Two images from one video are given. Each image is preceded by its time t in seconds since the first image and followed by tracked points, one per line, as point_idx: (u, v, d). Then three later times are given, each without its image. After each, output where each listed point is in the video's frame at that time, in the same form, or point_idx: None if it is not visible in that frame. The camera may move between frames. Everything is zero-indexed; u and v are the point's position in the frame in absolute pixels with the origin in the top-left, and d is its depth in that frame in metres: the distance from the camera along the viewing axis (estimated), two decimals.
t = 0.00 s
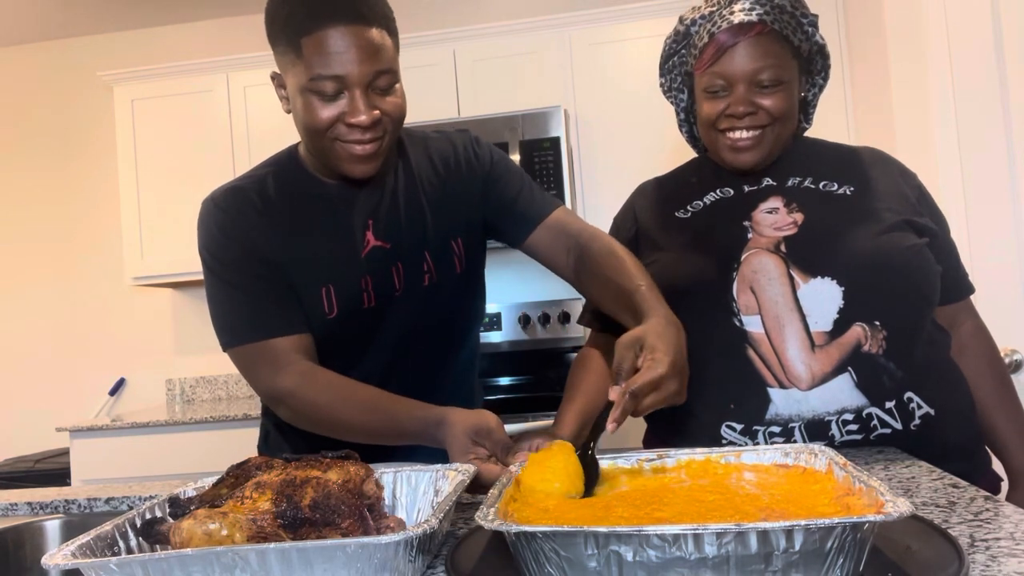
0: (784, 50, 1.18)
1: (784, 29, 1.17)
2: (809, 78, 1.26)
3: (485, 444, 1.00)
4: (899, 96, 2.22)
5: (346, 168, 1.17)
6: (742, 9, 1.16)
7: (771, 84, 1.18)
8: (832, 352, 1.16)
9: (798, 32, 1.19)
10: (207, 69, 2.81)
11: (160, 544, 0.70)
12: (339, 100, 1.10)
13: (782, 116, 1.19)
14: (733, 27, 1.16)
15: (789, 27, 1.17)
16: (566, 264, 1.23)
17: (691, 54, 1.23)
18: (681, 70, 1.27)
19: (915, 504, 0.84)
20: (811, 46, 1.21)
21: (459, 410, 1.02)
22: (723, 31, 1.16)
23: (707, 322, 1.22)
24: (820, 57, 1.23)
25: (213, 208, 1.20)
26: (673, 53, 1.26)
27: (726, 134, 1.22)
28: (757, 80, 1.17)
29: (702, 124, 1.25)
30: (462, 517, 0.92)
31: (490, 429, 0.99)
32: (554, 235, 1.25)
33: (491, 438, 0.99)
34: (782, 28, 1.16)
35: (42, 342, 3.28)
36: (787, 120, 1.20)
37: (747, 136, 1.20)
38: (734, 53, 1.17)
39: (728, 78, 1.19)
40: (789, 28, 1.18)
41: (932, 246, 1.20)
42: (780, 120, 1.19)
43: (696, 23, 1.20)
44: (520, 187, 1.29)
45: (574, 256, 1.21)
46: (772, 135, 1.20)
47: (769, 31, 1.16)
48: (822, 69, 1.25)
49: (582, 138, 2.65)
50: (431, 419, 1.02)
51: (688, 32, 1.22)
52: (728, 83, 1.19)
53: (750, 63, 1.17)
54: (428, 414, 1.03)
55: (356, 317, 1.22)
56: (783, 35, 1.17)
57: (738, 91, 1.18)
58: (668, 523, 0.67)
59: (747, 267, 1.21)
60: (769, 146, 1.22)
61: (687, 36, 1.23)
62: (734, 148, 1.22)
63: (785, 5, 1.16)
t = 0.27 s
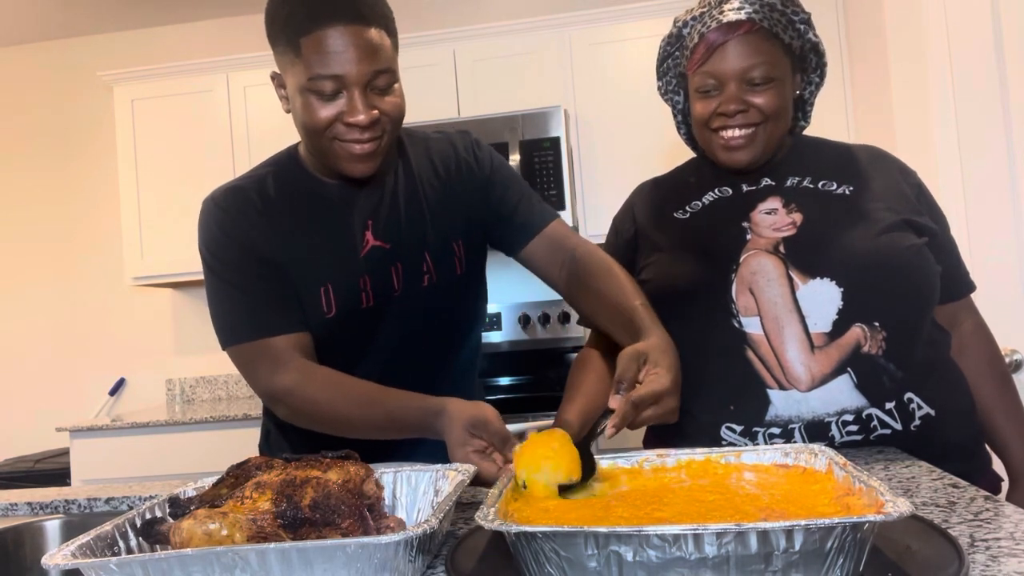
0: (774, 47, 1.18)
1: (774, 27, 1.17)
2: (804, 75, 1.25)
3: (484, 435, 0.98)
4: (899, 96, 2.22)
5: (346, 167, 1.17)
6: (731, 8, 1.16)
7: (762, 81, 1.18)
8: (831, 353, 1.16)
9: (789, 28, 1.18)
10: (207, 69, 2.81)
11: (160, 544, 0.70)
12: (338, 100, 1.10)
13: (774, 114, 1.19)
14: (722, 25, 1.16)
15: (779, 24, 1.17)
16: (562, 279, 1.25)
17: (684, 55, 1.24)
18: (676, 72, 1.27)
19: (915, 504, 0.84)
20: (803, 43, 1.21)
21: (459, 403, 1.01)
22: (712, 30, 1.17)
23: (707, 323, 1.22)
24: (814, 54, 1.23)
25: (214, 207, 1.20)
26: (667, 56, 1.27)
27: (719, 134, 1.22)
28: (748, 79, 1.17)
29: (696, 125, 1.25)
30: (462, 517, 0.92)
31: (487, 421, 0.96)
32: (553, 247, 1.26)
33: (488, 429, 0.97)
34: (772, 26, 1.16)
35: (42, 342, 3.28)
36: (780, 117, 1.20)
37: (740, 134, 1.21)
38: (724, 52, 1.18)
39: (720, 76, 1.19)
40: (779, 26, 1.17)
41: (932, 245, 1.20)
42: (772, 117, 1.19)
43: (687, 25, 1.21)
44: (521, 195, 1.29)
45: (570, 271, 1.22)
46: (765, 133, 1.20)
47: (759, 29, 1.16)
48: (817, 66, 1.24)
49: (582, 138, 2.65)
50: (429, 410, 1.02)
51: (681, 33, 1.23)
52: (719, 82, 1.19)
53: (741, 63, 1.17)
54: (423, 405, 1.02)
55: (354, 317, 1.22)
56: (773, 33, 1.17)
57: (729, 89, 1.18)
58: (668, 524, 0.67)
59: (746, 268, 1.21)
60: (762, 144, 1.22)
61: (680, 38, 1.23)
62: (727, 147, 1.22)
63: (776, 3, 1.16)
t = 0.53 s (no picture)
0: (769, 47, 1.19)
1: (769, 27, 1.17)
2: (801, 74, 1.26)
3: (480, 401, 0.98)
4: (899, 96, 2.22)
5: (343, 166, 1.17)
6: (726, 10, 1.17)
7: (758, 81, 1.18)
8: (830, 351, 1.16)
9: (784, 29, 1.19)
10: (207, 69, 2.81)
11: (160, 545, 0.70)
12: (336, 97, 1.10)
13: (771, 113, 1.19)
14: (717, 27, 1.16)
15: (774, 25, 1.17)
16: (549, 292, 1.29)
17: (680, 57, 1.24)
18: (673, 74, 1.28)
19: (915, 505, 0.84)
20: (798, 43, 1.21)
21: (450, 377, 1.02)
22: (708, 32, 1.17)
23: (706, 321, 1.22)
24: (810, 54, 1.23)
25: (211, 199, 1.20)
26: (664, 58, 1.27)
27: (717, 135, 1.22)
28: (744, 79, 1.18)
29: (694, 126, 1.26)
30: (462, 517, 0.92)
31: (481, 385, 0.98)
32: (542, 257, 1.28)
33: (484, 392, 0.98)
34: (767, 27, 1.17)
35: (42, 342, 3.27)
36: (776, 117, 1.20)
37: (738, 135, 1.20)
38: (720, 53, 1.18)
39: (716, 77, 1.19)
40: (774, 27, 1.18)
41: (929, 244, 1.21)
42: (769, 117, 1.20)
43: (683, 27, 1.21)
44: (518, 203, 1.31)
45: (560, 282, 1.27)
46: (762, 133, 1.21)
47: (754, 29, 1.17)
48: (813, 65, 1.25)
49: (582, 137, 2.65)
50: (421, 386, 1.02)
51: (677, 35, 1.23)
52: (715, 83, 1.20)
53: (737, 63, 1.18)
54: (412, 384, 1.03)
55: (347, 316, 1.22)
56: (769, 34, 1.17)
57: (725, 90, 1.19)
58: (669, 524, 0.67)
59: (745, 266, 1.21)
60: (759, 145, 1.22)
61: (676, 41, 1.24)
62: (725, 147, 1.22)
63: (772, 4, 1.16)
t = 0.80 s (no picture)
0: (765, 50, 1.20)
1: (765, 31, 1.18)
2: (796, 79, 1.27)
3: (469, 372, 0.98)
4: (898, 96, 2.22)
5: (333, 161, 1.16)
6: (723, 13, 1.18)
7: (755, 84, 1.20)
8: (828, 345, 1.16)
9: (780, 33, 1.20)
10: (208, 69, 2.81)
11: (160, 545, 0.70)
12: (326, 91, 1.10)
13: (768, 116, 1.20)
14: (715, 31, 1.18)
15: (771, 28, 1.19)
16: (538, 289, 1.29)
17: (678, 62, 1.25)
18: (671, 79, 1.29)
19: (915, 504, 0.84)
20: (794, 47, 1.23)
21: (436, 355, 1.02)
22: (705, 36, 1.19)
23: (706, 317, 1.22)
24: (805, 59, 1.25)
25: (206, 199, 1.21)
26: (662, 63, 1.28)
27: (715, 136, 1.23)
28: (741, 82, 1.19)
29: (692, 128, 1.26)
30: (462, 516, 0.92)
31: (468, 356, 0.99)
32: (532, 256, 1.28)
33: (472, 363, 0.98)
34: (763, 31, 1.18)
35: (42, 342, 3.27)
36: (773, 119, 1.21)
37: (736, 136, 1.21)
38: (718, 56, 1.20)
39: (714, 80, 1.21)
40: (770, 31, 1.19)
41: (925, 241, 1.21)
42: (767, 118, 1.20)
43: (681, 32, 1.23)
44: (510, 204, 1.30)
45: (548, 278, 1.26)
46: (761, 135, 1.21)
47: (750, 34, 1.18)
48: (809, 70, 1.26)
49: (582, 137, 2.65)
50: (404, 368, 1.03)
51: (675, 41, 1.25)
52: (713, 86, 1.21)
53: (734, 66, 1.19)
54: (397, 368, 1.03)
55: (338, 312, 1.21)
56: (766, 38, 1.19)
57: (723, 93, 1.20)
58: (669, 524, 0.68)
59: (744, 262, 1.20)
60: (757, 146, 1.22)
61: (675, 46, 1.25)
62: (723, 149, 1.22)
63: (768, 9, 1.18)
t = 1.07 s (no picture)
0: (764, 55, 1.20)
1: (763, 36, 1.19)
2: (793, 84, 1.26)
3: (451, 364, 0.99)
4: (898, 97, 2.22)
5: (314, 158, 1.16)
6: (722, 18, 1.18)
7: (754, 87, 1.20)
8: (826, 338, 1.16)
9: (778, 38, 1.21)
10: (208, 69, 2.81)
11: (160, 545, 0.70)
12: (305, 87, 1.10)
13: (767, 118, 1.20)
14: (714, 35, 1.17)
15: (768, 33, 1.19)
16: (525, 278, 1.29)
17: (677, 65, 1.25)
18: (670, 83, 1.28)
19: (914, 504, 0.84)
20: (791, 53, 1.23)
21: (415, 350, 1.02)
22: (705, 40, 1.18)
23: (705, 313, 1.21)
24: (802, 65, 1.25)
25: (191, 202, 1.20)
26: (661, 68, 1.28)
27: (715, 139, 1.22)
28: (740, 84, 1.19)
29: (691, 131, 1.26)
30: (462, 516, 0.92)
31: (451, 348, 0.99)
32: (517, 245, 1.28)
33: (454, 355, 0.99)
34: (762, 36, 1.18)
35: (43, 342, 3.27)
36: (771, 122, 1.21)
37: (736, 139, 1.21)
38: (718, 59, 1.19)
39: (713, 83, 1.20)
40: (767, 36, 1.19)
41: (921, 241, 1.20)
42: (765, 121, 1.20)
43: (680, 37, 1.22)
44: (494, 197, 1.30)
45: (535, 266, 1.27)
46: (760, 137, 1.21)
47: (750, 38, 1.18)
48: (805, 75, 1.26)
49: (582, 137, 2.65)
50: (385, 363, 1.02)
51: (674, 47, 1.24)
52: (713, 88, 1.21)
53: (733, 69, 1.19)
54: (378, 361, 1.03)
55: (326, 309, 1.19)
56: (765, 42, 1.19)
57: (723, 96, 1.20)
58: (669, 524, 0.68)
59: (742, 259, 1.20)
60: (757, 148, 1.22)
61: (674, 51, 1.25)
62: (723, 151, 1.22)
63: (766, 15, 1.18)
